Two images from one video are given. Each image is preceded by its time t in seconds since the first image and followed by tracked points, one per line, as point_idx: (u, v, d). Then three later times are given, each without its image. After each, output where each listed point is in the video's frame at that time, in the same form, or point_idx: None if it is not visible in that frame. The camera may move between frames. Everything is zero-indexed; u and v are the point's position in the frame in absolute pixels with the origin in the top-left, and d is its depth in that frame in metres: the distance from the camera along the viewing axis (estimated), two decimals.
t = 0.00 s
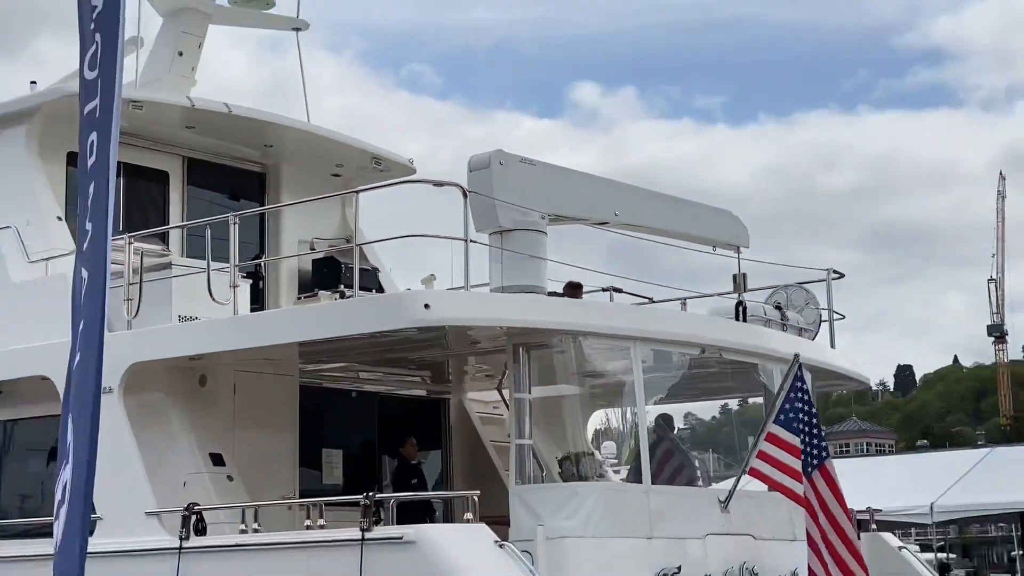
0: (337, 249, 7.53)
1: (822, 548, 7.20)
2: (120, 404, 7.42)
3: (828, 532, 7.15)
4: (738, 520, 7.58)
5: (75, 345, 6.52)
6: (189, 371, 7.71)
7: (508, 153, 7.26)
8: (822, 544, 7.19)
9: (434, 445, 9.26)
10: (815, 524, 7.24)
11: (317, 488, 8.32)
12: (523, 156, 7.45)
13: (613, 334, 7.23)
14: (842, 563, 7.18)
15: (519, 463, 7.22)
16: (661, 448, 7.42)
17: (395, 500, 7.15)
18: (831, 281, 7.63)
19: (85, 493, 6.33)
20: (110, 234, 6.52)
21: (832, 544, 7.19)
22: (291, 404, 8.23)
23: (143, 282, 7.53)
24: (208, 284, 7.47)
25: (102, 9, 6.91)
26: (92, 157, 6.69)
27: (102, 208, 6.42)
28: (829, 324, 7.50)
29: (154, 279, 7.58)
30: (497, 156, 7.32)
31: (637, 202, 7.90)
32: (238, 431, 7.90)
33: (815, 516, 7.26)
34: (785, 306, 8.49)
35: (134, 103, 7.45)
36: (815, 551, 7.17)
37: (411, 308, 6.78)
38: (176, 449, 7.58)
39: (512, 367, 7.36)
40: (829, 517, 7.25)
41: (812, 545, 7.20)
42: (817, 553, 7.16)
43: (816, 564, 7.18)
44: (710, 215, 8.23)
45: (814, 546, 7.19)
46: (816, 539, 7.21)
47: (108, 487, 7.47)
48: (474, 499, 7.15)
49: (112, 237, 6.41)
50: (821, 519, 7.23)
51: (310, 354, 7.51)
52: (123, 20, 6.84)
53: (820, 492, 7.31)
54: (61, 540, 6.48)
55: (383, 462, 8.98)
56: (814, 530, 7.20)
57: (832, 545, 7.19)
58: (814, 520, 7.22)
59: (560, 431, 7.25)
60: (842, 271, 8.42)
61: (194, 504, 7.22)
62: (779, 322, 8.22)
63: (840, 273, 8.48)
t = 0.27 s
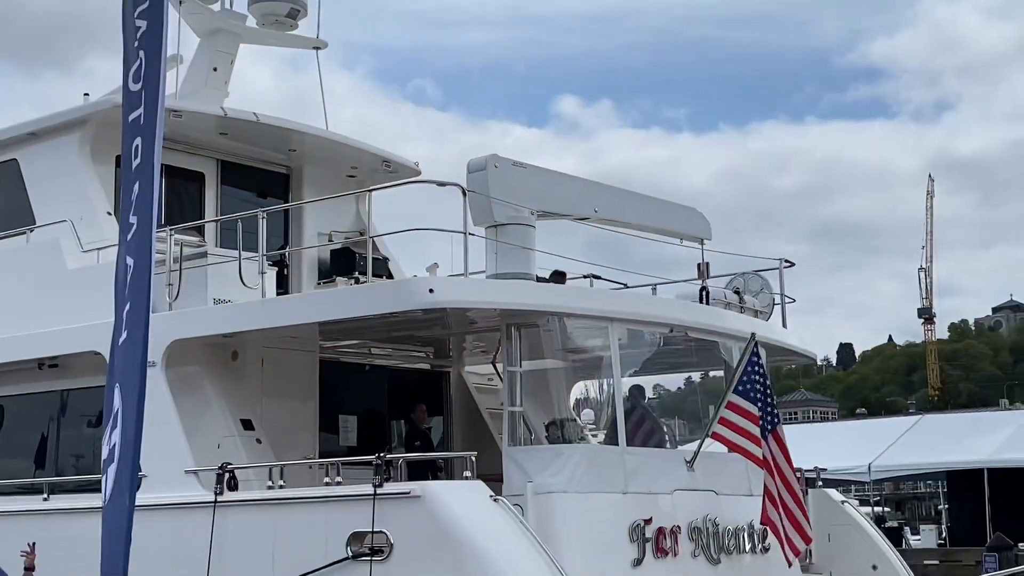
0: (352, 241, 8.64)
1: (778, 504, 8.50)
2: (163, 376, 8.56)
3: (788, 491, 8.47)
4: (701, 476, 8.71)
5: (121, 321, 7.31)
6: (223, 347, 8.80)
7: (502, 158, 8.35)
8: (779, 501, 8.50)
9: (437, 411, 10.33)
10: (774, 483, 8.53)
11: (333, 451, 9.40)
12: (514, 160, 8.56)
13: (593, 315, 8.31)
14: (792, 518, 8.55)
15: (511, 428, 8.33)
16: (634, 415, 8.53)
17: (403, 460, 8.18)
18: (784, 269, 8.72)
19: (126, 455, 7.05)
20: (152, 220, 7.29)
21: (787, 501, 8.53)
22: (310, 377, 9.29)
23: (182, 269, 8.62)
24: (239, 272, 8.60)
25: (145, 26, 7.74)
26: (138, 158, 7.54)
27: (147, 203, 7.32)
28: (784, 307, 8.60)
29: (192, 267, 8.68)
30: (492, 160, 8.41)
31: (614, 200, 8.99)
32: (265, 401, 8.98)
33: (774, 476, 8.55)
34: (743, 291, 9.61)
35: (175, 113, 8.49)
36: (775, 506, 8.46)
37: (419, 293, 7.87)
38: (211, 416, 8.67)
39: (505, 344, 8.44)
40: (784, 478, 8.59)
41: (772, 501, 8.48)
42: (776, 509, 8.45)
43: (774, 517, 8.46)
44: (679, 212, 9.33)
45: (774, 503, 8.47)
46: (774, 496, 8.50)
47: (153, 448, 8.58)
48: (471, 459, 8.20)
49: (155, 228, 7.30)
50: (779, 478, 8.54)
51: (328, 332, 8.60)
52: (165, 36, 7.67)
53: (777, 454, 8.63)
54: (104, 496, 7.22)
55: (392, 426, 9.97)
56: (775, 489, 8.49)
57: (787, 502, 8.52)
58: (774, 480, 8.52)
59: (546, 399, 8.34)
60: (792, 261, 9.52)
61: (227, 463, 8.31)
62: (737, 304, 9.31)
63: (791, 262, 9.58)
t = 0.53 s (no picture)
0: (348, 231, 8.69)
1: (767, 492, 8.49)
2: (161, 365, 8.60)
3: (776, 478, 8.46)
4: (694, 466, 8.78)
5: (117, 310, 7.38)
6: (220, 336, 8.85)
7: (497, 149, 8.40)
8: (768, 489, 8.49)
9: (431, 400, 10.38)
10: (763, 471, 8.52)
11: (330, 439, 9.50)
12: (510, 151, 8.60)
13: (587, 305, 8.39)
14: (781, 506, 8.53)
15: (506, 417, 8.40)
16: (628, 404, 8.60)
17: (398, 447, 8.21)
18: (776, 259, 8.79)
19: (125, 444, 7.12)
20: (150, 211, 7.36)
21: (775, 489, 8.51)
22: (305, 366, 9.36)
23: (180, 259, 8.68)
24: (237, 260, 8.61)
25: (139, 17, 7.78)
26: (134, 149, 7.58)
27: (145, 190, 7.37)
28: (777, 298, 8.66)
29: (189, 257, 8.74)
30: (488, 151, 8.46)
31: (608, 191, 9.05)
32: (261, 389, 9.05)
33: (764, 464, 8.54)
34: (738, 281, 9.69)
35: (172, 104, 8.57)
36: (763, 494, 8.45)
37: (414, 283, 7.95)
38: (209, 404, 8.73)
39: (500, 332, 8.51)
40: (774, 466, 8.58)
41: (760, 489, 8.46)
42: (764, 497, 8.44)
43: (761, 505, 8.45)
44: (674, 203, 9.39)
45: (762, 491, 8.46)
46: (763, 484, 8.49)
47: (151, 437, 8.63)
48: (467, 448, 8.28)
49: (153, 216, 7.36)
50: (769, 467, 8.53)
51: (324, 322, 8.67)
52: (161, 27, 7.71)
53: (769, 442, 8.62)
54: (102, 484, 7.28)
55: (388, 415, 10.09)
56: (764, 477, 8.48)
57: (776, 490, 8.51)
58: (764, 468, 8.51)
59: (541, 388, 8.42)
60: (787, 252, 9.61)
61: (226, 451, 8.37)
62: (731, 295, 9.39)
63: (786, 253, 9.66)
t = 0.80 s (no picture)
0: (299, 202, 6.78)
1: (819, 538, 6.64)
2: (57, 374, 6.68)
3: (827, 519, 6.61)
4: (741, 504, 6.89)
5: None
6: (135, 337, 6.97)
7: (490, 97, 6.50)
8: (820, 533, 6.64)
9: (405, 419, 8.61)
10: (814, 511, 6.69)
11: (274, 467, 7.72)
12: (506, 99, 6.68)
13: (605, 298, 6.50)
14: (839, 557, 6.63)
15: (502, 441, 6.53)
16: (658, 425, 6.70)
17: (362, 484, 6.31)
18: (847, 239, 6.93)
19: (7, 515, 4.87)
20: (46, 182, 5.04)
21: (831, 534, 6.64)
22: (247, 374, 7.48)
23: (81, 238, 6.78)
24: (156, 240, 6.65)
25: None
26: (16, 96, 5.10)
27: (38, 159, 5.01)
28: (846, 288, 6.89)
29: (95, 235, 6.84)
30: (477, 100, 6.56)
31: (632, 152, 7.14)
32: (189, 404, 7.17)
33: (815, 503, 6.71)
34: (797, 267, 7.78)
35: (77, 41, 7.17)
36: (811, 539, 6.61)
37: (382, 269, 6.06)
38: (120, 425, 6.85)
39: (493, 333, 6.62)
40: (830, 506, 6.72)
41: (809, 533, 6.64)
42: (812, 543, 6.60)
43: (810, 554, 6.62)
44: (714, 167, 7.46)
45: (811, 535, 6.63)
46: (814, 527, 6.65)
47: (45, 467, 6.72)
48: (450, 482, 6.25)
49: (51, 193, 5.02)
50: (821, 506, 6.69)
51: (269, 319, 6.78)
52: None
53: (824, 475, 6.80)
54: None
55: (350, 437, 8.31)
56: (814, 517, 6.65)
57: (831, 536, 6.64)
58: (814, 507, 6.68)
59: (546, 403, 6.57)
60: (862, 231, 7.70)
61: (139, 487, 6.48)
62: (789, 285, 7.52)
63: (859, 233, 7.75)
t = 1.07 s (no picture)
0: (282, 187, 6.29)
1: (820, 550, 5.87)
2: (21, 370, 6.21)
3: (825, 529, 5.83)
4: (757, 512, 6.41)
5: None
6: (105, 332, 6.52)
7: (488, 73, 5.99)
8: (821, 544, 5.87)
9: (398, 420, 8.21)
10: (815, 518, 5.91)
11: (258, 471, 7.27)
12: (506, 76, 6.17)
13: (612, 290, 6.03)
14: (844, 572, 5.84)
15: (500, 444, 6.05)
16: (669, 427, 6.22)
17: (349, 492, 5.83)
18: (873, 227, 6.47)
19: None
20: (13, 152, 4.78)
21: (834, 546, 5.86)
22: (227, 371, 7.01)
23: (47, 225, 6.30)
24: (127, 227, 6.15)
25: None
26: None
27: None
28: (874, 279, 6.45)
29: (61, 222, 6.37)
30: (474, 76, 6.05)
31: (642, 133, 6.63)
32: (165, 403, 6.70)
33: (817, 508, 5.92)
34: (819, 257, 7.30)
35: (38, 13, 6.77)
36: (807, 552, 5.86)
37: (370, 259, 5.57)
38: (90, 426, 6.39)
39: (491, 328, 6.13)
40: (836, 512, 5.90)
41: (807, 544, 5.88)
42: (809, 558, 5.85)
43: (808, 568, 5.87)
44: (729, 150, 6.97)
45: (809, 548, 5.87)
46: (814, 537, 5.89)
47: (9, 471, 6.24)
48: (445, 488, 5.81)
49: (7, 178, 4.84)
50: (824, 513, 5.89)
51: (249, 312, 6.30)
52: None
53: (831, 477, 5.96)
54: None
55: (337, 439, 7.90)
56: (813, 527, 5.88)
57: (833, 547, 5.87)
58: (814, 515, 5.89)
59: (548, 403, 6.07)
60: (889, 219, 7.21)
61: (108, 492, 5.97)
62: (811, 277, 7.03)
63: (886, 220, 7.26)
